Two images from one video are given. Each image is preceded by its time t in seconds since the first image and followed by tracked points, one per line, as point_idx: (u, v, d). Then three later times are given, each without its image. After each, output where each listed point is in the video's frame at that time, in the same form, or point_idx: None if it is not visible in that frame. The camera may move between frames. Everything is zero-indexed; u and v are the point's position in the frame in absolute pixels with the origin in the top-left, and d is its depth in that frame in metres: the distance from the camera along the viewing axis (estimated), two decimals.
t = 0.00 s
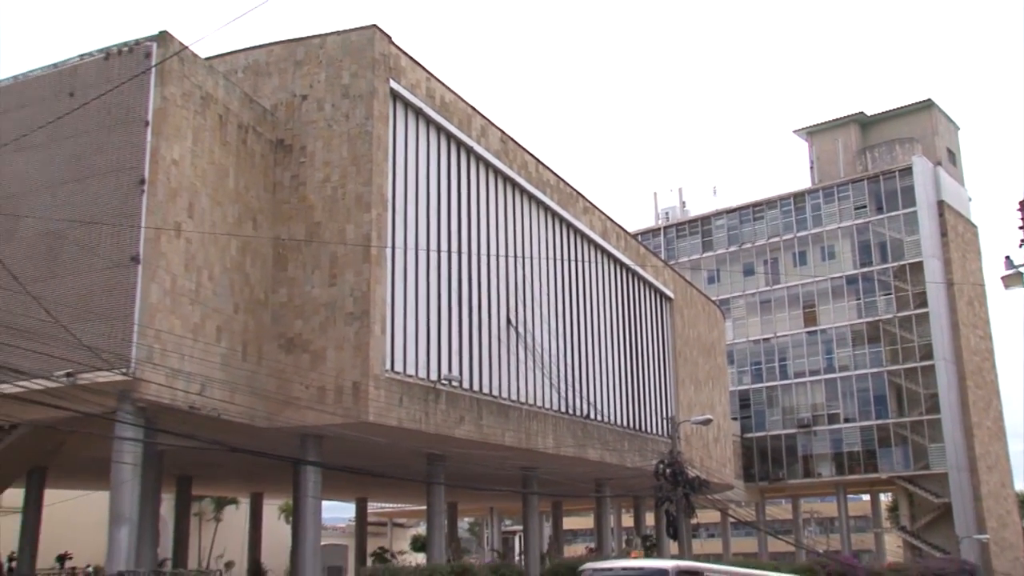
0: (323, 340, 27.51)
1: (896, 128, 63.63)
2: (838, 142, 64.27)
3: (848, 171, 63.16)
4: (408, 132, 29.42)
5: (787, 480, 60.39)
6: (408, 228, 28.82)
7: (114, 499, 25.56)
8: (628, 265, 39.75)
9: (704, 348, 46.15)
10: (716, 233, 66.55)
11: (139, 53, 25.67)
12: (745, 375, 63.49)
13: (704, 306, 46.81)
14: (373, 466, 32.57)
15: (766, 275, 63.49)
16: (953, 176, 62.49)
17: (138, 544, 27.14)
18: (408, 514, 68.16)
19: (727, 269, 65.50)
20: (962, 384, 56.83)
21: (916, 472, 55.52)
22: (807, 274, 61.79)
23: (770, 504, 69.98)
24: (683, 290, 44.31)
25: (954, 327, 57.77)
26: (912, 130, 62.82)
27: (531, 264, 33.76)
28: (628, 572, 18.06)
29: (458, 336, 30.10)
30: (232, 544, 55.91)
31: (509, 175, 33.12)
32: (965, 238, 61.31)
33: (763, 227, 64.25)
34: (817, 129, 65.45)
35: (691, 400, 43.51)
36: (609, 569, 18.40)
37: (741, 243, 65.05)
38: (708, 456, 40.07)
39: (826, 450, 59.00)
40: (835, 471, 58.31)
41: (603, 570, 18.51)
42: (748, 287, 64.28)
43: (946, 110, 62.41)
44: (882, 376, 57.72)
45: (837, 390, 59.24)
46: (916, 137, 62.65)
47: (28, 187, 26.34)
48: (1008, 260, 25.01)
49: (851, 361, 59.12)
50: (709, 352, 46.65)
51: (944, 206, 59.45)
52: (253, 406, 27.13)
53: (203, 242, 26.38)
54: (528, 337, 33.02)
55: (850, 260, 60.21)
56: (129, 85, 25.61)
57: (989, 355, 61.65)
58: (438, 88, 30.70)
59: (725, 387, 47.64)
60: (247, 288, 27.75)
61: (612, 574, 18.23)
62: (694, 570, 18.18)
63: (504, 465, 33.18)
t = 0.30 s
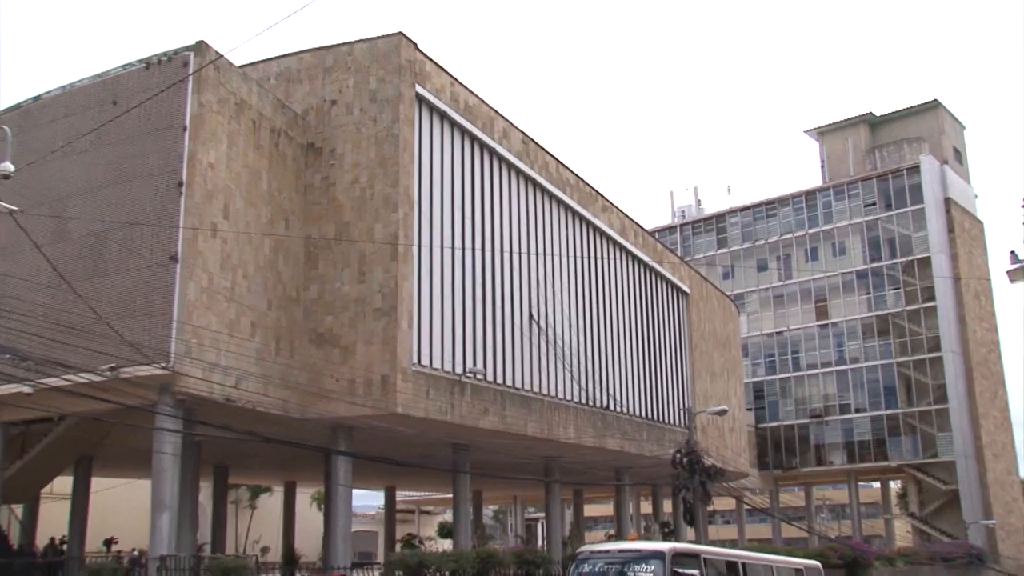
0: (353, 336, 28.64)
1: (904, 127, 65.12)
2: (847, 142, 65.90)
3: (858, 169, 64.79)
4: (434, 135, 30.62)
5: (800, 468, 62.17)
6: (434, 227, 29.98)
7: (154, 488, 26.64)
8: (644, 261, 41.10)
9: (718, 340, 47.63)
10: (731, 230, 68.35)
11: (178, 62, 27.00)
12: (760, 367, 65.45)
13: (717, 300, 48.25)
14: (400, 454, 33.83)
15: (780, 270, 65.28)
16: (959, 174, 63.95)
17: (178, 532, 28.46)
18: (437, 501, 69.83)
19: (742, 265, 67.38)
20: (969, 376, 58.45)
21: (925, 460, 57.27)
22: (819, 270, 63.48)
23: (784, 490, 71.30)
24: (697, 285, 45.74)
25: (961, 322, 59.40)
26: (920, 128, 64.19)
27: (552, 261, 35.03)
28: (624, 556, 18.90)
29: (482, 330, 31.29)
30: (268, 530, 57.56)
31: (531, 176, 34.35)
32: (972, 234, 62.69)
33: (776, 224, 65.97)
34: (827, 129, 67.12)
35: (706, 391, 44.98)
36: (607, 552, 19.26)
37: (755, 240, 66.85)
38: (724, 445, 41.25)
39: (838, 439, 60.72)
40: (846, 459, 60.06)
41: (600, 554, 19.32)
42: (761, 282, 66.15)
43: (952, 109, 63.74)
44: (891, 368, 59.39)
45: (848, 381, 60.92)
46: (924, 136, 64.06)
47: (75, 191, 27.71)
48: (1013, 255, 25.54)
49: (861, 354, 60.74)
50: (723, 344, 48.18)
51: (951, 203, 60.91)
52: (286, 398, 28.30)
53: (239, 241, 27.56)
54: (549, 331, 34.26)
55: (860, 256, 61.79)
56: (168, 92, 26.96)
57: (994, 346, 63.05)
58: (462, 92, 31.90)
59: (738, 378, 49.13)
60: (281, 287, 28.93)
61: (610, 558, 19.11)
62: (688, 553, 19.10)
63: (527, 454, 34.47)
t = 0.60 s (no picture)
0: (378, 333, 29.76)
1: (908, 130, 66.51)
2: (853, 145, 67.27)
3: (864, 171, 66.10)
4: (456, 138, 31.82)
5: (809, 458, 63.50)
6: (456, 227, 31.14)
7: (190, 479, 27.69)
8: (660, 259, 42.34)
9: (730, 336, 48.92)
10: (742, 229, 69.68)
11: (211, 71, 28.21)
12: (770, 361, 66.93)
13: (730, 297, 49.53)
14: (422, 445, 35.08)
15: (789, 268, 66.68)
16: (961, 175, 65.38)
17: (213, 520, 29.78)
18: (457, 491, 71.44)
19: (753, 263, 68.60)
20: (972, 370, 59.80)
21: (930, 450, 58.44)
22: (826, 267, 64.79)
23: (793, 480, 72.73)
24: (710, 283, 47.02)
25: (964, 317, 60.95)
26: (924, 130, 65.67)
27: (570, 260, 36.29)
28: (619, 541, 19.00)
29: (503, 326, 32.53)
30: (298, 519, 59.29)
31: (549, 178, 35.60)
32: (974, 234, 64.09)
33: (786, 223, 67.20)
34: (834, 132, 68.51)
35: (719, 384, 46.25)
36: (601, 538, 19.34)
37: (765, 239, 68.00)
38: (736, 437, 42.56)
39: (845, 431, 61.96)
40: (854, 450, 61.25)
41: (595, 540, 19.41)
42: (771, 279, 67.51)
43: (955, 112, 65.14)
44: (897, 362, 60.65)
45: (855, 374, 62.21)
46: (927, 137, 65.52)
47: (115, 195, 28.99)
48: (1012, 254, 26.48)
49: (868, 348, 62.04)
50: (735, 340, 49.44)
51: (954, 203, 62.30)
52: (315, 392, 29.47)
53: (269, 241, 28.76)
54: (567, 328, 35.49)
55: (867, 254, 63.15)
56: (202, 100, 28.14)
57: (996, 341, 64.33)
58: (482, 98, 33.11)
59: (750, 372, 50.39)
60: (310, 286, 30.18)
61: (605, 543, 19.19)
62: (682, 539, 19.08)
63: (546, 445, 35.70)
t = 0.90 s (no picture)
0: (398, 331, 30.71)
1: (912, 132, 67.98)
2: (859, 146, 68.73)
3: (869, 172, 67.46)
4: (472, 142, 32.80)
5: (817, 451, 64.38)
6: (473, 229, 32.10)
7: (218, 473, 28.45)
8: (671, 259, 43.29)
9: (740, 332, 49.91)
10: (751, 229, 71.02)
11: (236, 79, 29.22)
12: (779, 356, 68.06)
13: (739, 294, 50.50)
14: (440, 439, 36.12)
15: (797, 265, 67.75)
16: (964, 175, 66.58)
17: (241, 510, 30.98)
18: (477, 483, 72.96)
19: (763, 262, 69.90)
20: (974, 364, 60.74)
21: (933, 443, 59.52)
22: (834, 265, 65.74)
23: (803, 472, 73.68)
24: (720, 281, 47.99)
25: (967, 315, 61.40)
26: (927, 133, 67.15)
27: (585, 260, 37.27)
28: (614, 529, 18.00)
29: (519, 324, 33.52)
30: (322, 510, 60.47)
31: (563, 180, 36.58)
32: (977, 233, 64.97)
33: (794, 223, 68.38)
34: (840, 135, 69.97)
35: (729, 380, 47.24)
36: (595, 527, 18.36)
37: (774, 238, 69.32)
38: (745, 431, 43.57)
39: (852, 425, 62.89)
40: (861, 443, 62.25)
41: (589, 529, 18.44)
42: (780, 277, 68.65)
43: (957, 114, 66.64)
44: (901, 358, 61.67)
45: (862, 369, 63.14)
46: (929, 139, 66.92)
47: (145, 199, 30.14)
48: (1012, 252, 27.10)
49: (874, 344, 63.00)
50: (745, 336, 50.42)
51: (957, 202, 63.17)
52: (338, 388, 30.46)
53: (292, 243, 29.73)
54: (582, 325, 36.48)
55: (872, 253, 64.17)
56: (228, 107, 29.16)
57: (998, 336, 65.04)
58: (498, 102, 34.10)
59: (759, 368, 51.37)
60: (332, 286, 31.22)
61: (599, 531, 18.20)
62: (679, 526, 18.04)
63: (560, 439, 36.70)
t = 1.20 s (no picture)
0: (418, 327, 31.59)
1: (919, 132, 68.81)
2: (867, 145, 69.61)
3: (877, 171, 68.35)
4: (490, 144, 33.70)
5: (826, 444, 64.98)
6: (490, 227, 32.98)
7: (244, 465, 29.22)
8: (684, 256, 44.13)
9: (751, 328, 50.73)
10: (762, 227, 71.85)
11: (260, 84, 30.12)
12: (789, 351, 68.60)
13: (750, 291, 51.34)
14: (457, 433, 37.06)
15: (807, 262, 68.36)
16: (969, 173, 67.24)
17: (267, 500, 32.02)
18: (494, 476, 73.99)
19: (772, 259, 70.58)
20: (980, 357, 61.42)
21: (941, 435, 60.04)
22: (843, 261, 66.28)
23: (813, 464, 74.47)
24: (731, 278, 48.82)
25: (972, 310, 62.41)
26: (933, 132, 67.95)
27: (599, 258, 38.13)
28: (613, 518, 18.49)
29: (536, 320, 34.40)
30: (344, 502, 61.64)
31: (578, 180, 37.45)
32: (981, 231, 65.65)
33: (803, 221, 69.23)
34: (848, 135, 70.88)
35: (741, 374, 48.08)
36: (594, 515, 18.86)
37: (784, 236, 70.09)
38: (756, 423, 44.52)
39: (861, 418, 63.53)
40: (869, 435, 62.84)
41: (588, 517, 18.93)
42: (790, 274, 69.21)
43: (963, 114, 67.40)
44: (909, 353, 62.15)
45: (870, 363, 63.77)
46: (936, 139, 67.76)
47: (173, 202, 31.13)
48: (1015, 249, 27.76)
49: (882, 339, 63.51)
50: (757, 332, 51.22)
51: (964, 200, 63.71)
52: (360, 384, 31.37)
53: (315, 243, 30.65)
54: (597, 321, 37.34)
55: (880, 250, 64.68)
56: (252, 111, 30.05)
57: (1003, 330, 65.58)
58: (514, 105, 34.99)
59: (770, 363, 52.18)
60: (354, 283, 32.14)
61: (598, 520, 18.70)
62: (676, 515, 18.63)
63: (575, 432, 37.58)
